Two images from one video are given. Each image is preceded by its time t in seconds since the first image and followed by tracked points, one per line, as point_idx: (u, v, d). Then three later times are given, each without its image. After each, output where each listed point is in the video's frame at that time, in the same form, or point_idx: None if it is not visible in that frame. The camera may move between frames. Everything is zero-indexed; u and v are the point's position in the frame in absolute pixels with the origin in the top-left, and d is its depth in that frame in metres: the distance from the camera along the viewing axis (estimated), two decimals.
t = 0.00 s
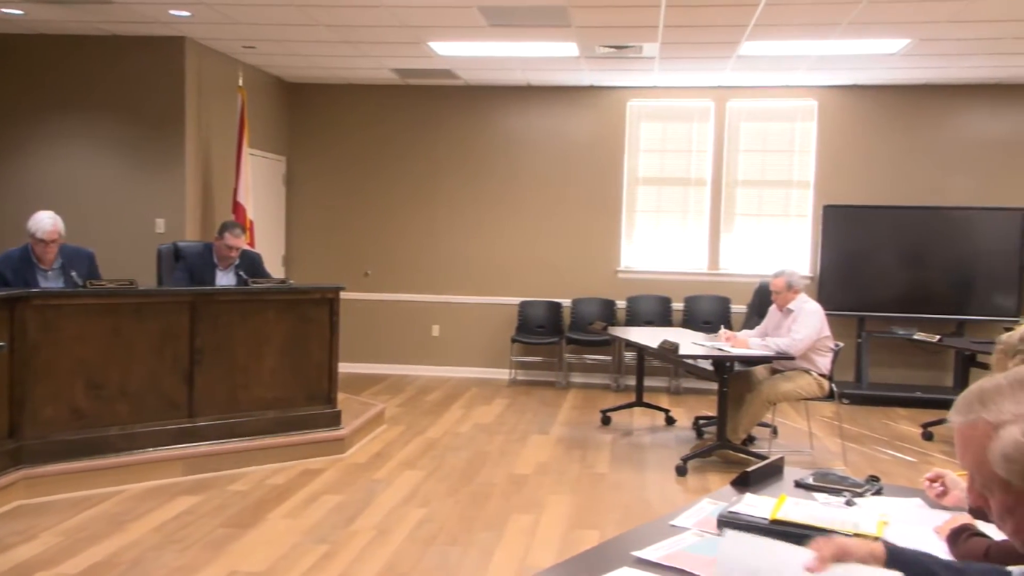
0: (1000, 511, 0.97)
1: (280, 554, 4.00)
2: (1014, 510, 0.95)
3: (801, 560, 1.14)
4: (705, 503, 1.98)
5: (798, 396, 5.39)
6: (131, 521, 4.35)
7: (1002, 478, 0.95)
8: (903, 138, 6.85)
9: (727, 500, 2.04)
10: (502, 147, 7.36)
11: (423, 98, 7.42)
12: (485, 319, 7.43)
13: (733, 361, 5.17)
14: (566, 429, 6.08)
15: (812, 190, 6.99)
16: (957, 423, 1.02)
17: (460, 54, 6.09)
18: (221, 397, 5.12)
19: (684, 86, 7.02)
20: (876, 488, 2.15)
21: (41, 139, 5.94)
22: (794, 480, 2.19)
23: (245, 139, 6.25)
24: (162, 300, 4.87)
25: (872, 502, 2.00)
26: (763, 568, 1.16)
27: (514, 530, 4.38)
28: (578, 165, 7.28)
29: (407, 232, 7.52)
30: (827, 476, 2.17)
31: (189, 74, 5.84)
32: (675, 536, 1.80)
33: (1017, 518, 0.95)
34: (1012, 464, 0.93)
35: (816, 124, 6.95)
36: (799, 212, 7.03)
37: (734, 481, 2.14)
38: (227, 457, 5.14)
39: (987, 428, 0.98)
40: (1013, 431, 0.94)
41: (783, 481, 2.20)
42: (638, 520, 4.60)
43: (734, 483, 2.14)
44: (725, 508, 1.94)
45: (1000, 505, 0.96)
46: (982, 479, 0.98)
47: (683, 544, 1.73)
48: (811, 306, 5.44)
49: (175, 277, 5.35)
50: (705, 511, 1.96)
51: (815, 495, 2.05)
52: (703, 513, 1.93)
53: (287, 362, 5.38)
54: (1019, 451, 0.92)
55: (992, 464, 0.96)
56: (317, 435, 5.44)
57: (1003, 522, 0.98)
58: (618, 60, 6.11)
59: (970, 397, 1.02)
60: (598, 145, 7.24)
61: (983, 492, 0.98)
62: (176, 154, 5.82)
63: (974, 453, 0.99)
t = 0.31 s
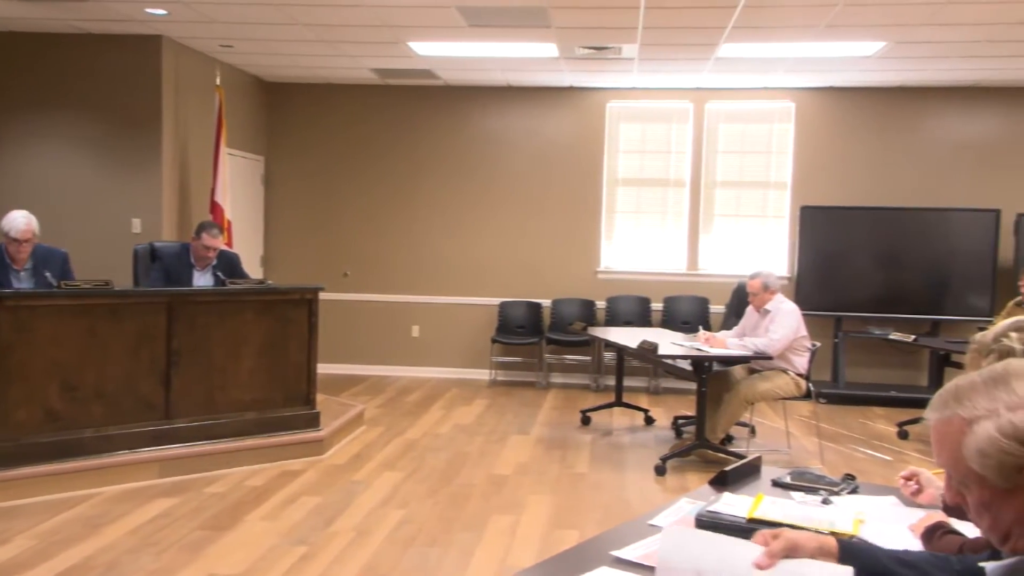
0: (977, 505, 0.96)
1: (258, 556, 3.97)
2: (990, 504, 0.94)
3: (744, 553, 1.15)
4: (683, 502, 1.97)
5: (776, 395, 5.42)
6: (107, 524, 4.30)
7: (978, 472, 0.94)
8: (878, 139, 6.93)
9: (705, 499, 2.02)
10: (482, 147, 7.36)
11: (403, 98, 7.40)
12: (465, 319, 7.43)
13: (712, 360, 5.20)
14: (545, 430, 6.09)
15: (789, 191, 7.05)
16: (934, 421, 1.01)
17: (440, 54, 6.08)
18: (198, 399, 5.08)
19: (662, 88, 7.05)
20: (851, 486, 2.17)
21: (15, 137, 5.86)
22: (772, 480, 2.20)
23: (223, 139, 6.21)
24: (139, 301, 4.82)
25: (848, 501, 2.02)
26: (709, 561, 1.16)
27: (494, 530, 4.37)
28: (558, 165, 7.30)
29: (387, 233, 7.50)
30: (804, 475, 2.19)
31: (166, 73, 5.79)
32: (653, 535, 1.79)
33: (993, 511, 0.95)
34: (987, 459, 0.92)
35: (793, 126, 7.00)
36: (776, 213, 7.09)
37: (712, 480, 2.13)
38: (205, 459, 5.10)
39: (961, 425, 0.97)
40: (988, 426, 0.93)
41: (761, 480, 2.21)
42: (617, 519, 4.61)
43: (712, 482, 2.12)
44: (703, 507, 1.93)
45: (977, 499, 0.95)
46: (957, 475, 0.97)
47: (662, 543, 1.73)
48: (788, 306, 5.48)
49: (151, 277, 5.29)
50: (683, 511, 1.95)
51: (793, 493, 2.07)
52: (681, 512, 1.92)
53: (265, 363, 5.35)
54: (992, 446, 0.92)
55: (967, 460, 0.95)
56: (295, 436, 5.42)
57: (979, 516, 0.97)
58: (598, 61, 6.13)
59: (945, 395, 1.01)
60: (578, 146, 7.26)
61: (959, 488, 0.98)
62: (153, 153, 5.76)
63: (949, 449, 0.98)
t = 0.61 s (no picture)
0: (942, 506, 0.88)
1: (234, 559, 3.94)
2: (953, 505, 0.86)
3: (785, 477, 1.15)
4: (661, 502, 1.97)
5: (751, 395, 5.44)
6: (79, 527, 4.25)
7: (943, 471, 0.86)
8: (851, 141, 7.00)
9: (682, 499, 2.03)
10: (460, 147, 7.36)
11: (381, 98, 7.38)
12: (443, 320, 7.42)
13: (689, 360, 5.22)
14: (523, 430, 6.09)
15: (764, 192, 7.11)
16: (902, 420, 0.93)
17: (418, 54, 6.07)
18: (173, 401, 5.03)
19: (640, 89, 7.08)
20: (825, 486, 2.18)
21: None
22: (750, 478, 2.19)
23: (198, 138, 6.17)
24: (113, 301, 4.77)
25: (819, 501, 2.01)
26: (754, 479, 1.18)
27: (472, 531, 4.37)
28: (535, 166, 7.31)
29: (365, 233, 7.47)
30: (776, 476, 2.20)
31: (140, 71, 5.74)
32: (632, 534, 1.77)
33: (958, 513, 0.86)
34: (948, 455, 0.85)
35: (769, 128, 7.06)
36: (752, 214, 7.14)
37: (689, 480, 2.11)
38: (180, 461, 5.05)
39: (929, 421, 0.90)
40: (952, 424, 0.85)
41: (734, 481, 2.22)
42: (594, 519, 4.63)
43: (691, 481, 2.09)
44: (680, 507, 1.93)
45: (941, 499, 0.87)
46: (923, 473, 0.90)
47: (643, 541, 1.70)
48: (764, 306, 5.52)
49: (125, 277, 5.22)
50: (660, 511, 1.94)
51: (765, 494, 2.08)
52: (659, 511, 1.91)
53: (241, 365, 5.31)
54: (955, 443, 0.84)
55: (931, 457, 0.88)
56: (271, 438, 5.39)
57: (946, 518, 0.89)
58: (576, 62, 6.15)
59: (916, 392, 0.94)
60: (556, 147, 7.27)
61: (926, 487, 0.90)
62: (127, 153, 5.71)
63: (915, 447, 0.90)
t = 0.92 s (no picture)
0: (916, 492, 0.92)
1: (209, 561, 3.91)
2: (928, 491, 0.90)
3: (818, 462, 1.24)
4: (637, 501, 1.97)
5: (727, 395, 5.49)
6: (52, 530, 4.20)
7: (918, 457, 0.90)
8: (825, 143, 7.06)
9: (658, 499, 2.05)
10: (438, 147, 7.35)
11: (358, 98, 7.36)
12: (421, 320, 7.41)
13: (666, 360, 5.23)
14: (501, 430, 6.09)
15: (740, 193, 7.16)
16: (876, 410, 0.98)
17: (395, 53, 6.05)
18: (147, 402, 4.99)
19: (617, 90, 7.11)
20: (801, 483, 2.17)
21: None
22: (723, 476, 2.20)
23: (172, 137, 6.11)
24: (85, 302, 4.71)
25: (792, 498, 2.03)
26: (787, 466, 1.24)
27: (449, 531, 4.36)
28: (513, 166, 7.31)
29: (342, 233, 7.44)
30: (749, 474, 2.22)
31: (113, 69, 5.68)
32: (606, 535, 1.76)
33: (931, 498, 0.91)
34: (922, 442, 0.89)
35: (745, 129, 7.10)
36: (728, 215, 7.19)
37: (665, 479, 2.13)
38: (154, 463, 5.00)
39: (901, 411, 0.94)
40: (926, 411, 0.90)
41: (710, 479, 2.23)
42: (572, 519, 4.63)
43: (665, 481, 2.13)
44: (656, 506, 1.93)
45: (915, 485, 0.92)
46: (896, 461, 0.94)
47: (615, 542, 1.69)
48: (741, 305, 5.55)
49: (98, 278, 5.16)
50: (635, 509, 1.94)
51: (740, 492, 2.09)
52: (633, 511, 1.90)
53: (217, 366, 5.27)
54: (928, 430, 0.89)
55: (905, 445, 0.92)
56: (247, 440, 5.35)
57: (917, 503, 0.93)
58: (553, 63, 6.16)
59: (887, 385, 0.98)
60: (534, 147, 7.28)
61: (900, 474, 0.94)
62: (100, 152, 5.65)
63: (889, 436, 0.94)
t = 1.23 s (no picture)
0: (901, 476, 0.94)
1: (183, 564, 3.87)
2: (909, 474, 0.92)
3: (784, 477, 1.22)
4: (614, 501, 1.99)
5: (704, 395, 5.52)
6: (23, 534, 4.14)
7: (902, 440, 0.92)
8: (800, 145, 7.12)
9: (634, 498, 2.07)
10: (416, 147, 7.34)
11: (336, 98, 7.33)
12: (398, 320, 7.39)
13: (643, 360, 5.25)
14: (478, 431, 6.09)
15: (717, 194, 7.20)
16: (866, 398, 1.00)
17: (373, 54, 6.03)
18: (121, 404, 4.93)
19: (594, 91, 7.13)
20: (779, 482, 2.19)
21: None
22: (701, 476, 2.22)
23: (146, 137, 6.06)
24: (57, 303, 4.65)
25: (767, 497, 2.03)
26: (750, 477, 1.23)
27: (426, 532, 4.35)
28: (490, 167, 7.32)
29: (319, 233, 7.40)
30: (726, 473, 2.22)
31: (86, 67, 5.62)
32: (583, 535, 1.77)
33: (915, 480, 0.92)
34: (908, 425, 0.91)
35: (721, 131, 7.15)
36: (705, 216, 7.23)
37: (642, 479, 2.16)
38: (127, 466, 4.94)
39: (889, 397, 0.96)
40: (912, 395, 0.92)
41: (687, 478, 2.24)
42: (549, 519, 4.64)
43: (642, 481, 2.16)
44: (633, 506, 1.95)
45: (899, 467, 0.93)
46: (882, 445, 0.96)
47: (592, 542, 1.71)
48: (719, 304, 5.58)
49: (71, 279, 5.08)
50: (613, 510, 1.96)
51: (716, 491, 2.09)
52: (611, 511, 1.92)
53: (192, 367, 5.22)
54: (912, 412, 0.91)
55: (891, 428, 0.94)
56: (222, 442, 5.31)
57: (901, 487, 0.95)
58: (531, 64, 6.16)
59: (878, 373, 1.00)
60: (511, 148, 7.29)
61: (885, 459, 0.96)
62: (73, 151, 5.59)
63: (876, 421, 0.96)
